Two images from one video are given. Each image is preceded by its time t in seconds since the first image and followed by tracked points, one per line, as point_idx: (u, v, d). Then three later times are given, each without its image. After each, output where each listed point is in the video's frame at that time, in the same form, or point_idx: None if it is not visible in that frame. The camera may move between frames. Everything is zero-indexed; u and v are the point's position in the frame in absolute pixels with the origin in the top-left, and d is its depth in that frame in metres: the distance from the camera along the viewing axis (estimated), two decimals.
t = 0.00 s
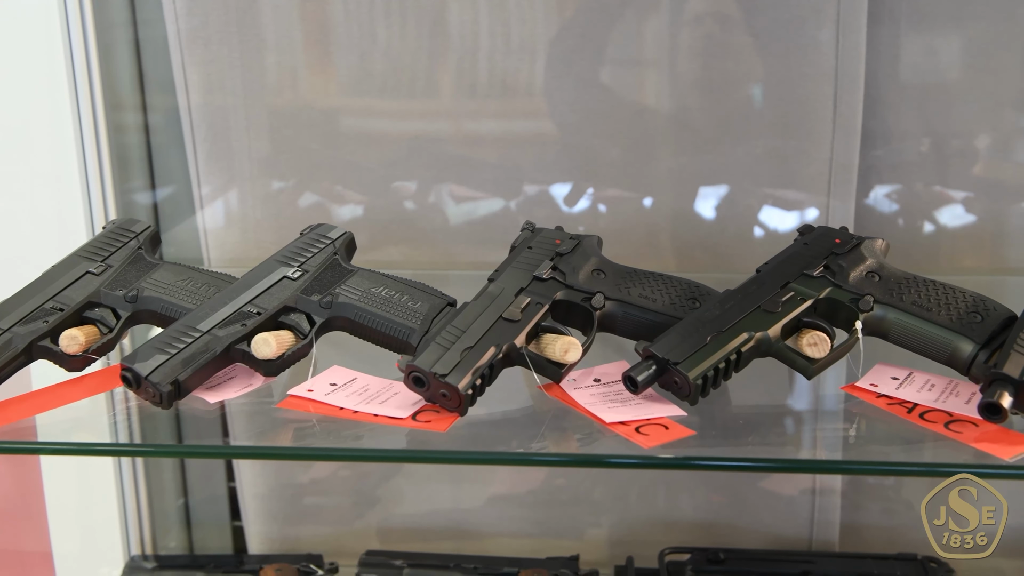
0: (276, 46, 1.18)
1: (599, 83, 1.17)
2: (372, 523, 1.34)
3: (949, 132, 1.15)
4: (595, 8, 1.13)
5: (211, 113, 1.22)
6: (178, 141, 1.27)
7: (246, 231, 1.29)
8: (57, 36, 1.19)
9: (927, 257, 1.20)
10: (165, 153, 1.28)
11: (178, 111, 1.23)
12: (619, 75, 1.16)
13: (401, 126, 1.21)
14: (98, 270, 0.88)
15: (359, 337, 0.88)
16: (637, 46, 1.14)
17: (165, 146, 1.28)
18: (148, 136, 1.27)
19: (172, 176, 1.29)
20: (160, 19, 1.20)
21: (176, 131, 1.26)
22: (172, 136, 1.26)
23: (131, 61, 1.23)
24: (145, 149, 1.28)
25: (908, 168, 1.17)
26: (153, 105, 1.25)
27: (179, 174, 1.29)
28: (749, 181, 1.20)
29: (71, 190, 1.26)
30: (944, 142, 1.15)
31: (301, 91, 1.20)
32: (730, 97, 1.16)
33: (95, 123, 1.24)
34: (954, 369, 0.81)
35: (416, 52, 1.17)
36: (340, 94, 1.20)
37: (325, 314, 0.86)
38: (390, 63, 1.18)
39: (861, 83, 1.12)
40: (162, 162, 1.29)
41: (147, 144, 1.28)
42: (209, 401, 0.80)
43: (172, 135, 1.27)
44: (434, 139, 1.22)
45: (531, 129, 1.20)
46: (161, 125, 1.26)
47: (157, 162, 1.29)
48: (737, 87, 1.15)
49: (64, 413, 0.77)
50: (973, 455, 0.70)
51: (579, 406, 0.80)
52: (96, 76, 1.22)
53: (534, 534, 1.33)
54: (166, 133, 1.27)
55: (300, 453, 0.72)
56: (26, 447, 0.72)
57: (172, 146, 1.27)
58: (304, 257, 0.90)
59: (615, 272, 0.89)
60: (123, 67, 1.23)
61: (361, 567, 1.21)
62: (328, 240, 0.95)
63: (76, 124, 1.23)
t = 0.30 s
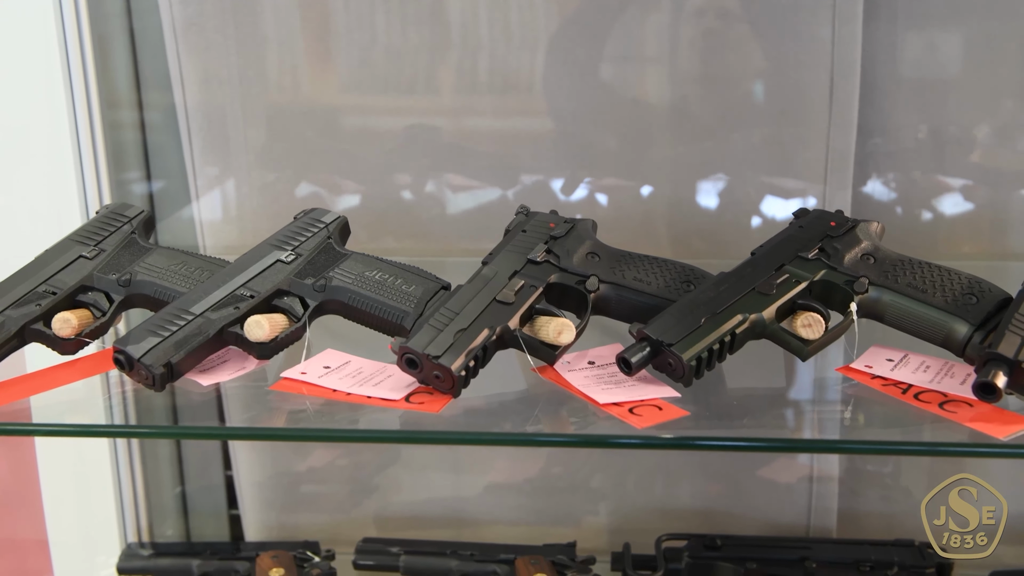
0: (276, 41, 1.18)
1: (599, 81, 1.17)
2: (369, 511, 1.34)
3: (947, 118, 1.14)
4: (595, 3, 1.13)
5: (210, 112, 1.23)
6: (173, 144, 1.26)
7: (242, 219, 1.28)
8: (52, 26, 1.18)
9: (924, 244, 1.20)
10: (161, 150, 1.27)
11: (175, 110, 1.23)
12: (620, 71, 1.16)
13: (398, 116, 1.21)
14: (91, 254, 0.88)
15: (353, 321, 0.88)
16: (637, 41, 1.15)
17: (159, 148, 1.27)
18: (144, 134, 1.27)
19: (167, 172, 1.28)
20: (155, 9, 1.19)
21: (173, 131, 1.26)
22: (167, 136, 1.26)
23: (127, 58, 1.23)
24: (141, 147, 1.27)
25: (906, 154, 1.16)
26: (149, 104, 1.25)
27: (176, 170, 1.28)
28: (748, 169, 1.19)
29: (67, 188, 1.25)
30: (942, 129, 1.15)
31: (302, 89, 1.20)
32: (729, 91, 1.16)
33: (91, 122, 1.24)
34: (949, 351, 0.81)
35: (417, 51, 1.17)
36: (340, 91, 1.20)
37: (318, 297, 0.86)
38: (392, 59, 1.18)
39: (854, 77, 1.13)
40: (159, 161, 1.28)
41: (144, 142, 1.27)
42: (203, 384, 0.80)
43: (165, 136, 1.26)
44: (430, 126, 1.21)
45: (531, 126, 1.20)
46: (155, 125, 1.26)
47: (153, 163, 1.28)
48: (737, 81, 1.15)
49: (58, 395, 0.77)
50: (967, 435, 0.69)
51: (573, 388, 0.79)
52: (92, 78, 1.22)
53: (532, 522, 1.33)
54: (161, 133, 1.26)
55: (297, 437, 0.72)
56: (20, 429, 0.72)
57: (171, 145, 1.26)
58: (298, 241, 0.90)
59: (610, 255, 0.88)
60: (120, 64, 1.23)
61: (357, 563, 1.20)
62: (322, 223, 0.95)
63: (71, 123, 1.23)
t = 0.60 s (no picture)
0: (279, 39, 1.17)
1: (598, 76, 1.16)
2: (364, 497, 1.34)
3: (946, 103, 1.13)
4: None
5: (206, 108, 1.22)
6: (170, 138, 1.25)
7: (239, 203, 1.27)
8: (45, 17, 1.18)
9: (921, 229, 1.18)
10: (158, 144, 1.27)
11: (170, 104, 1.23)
12: (619, 67, 1.15)
13: (392, 101, 1.20)
14: (83, 235, 0.87)
15: (346, 301, 0.88)
16: (637, 42, 1.14)
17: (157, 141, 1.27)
18: (140, 129, 1.26)
19: (162, 163, 1.28)
20: None
21: (170, 127, 1.25)
22: (166, 132, 1.25)
23: (122, 50, 1.22)
24: (138, 141, 1.27)
25: (903, 140, 1.15)
26: (145, 98, 1.24)
27: (171, 160, 1.28)
28: (747, 154, 1.17)
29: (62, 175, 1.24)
30: (940, 113, 1.13)
31: (302, 83, 1.19)
32: (730, 84, 1.14)
33: (86, 118, 1.23)
34: (944, 330, 0.81)
35: (417, 46, 1.16)
36: (341, 87, 1.19)
37: (311, 277, 0.85)
38: (392, 56, 1.17)
39: (851, 71, 1.11)
40: (155, 149, 1.28)
41: (141, 137, 1.27)
42: (194, 362, 0.80)
43: (163, 129, 1.26)
44: (424, 109, 1.19)
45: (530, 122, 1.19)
46: (151, 119, 1.25)
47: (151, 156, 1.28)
48: (738, 75, 1.14)
49: (51, 374, 0.77)
50: (961, 412, 0.69)
51: (566, 366, 0.79)
52: (86, 66, 1.21)
53: (528, 507, 1.33)
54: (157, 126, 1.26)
55: (292, 415, 0.72)
56: (13, 408, 0.71)
57: (168, 139, 1.26)
58: (290, 222, 0.90)
59: (603, 236, 0.88)
60: (116, 59, 1.22)
61: (352, 547, 1.20)
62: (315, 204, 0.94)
63: (66, 109, 1.22)
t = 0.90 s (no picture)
0: (278, 31, 1.17)
1: (597, 68, 1.15)
2: (359, 481, 1.33)
3: (942, 85, 1.12)
4: None
5: (201, 101, 1.21)
6: (165, 128, 1.25)
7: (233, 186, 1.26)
8: None
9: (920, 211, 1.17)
10: (152, 130, 1.26)
11: (165, 97, 1.22)
12: (616, 59, 1.14)
13: (385, 85, 1.18)
14: (73, 212, 0.87)
15: (338, 279, 0.88)
16: (637, 35, 1.13)
17: (152, 135, 1.27)
18: (135, 122, 1.26)
19: (156, 146, 1.27)
20: None
21: (167, 118, 1.24)
22: (164, 124, 1.24)
23: (117, 42, 1.22)
24: (130, 122, 1.25)
25: (899, 122, 1.14)
26: (140, 91, 1.24)
27: (165, 146, 1.26)
28: (745, 138, 1.16)
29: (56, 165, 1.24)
30: (936, 95, 1.12)
31: (302, 77, 1.19)
32: (730, 76, 1.13)
33: (79, 101, 1.22)
34: (938, 308, 0.81)
35: (417, 39, 1.16)
36: (340, 81, 1.19)
37: (302, 255, 0.85)
38: (391, 49, 1.16)
39: (845, 67, 1.11)
40: (148, 132, 1.26)
41: (135, 129, 1.26)
42: (183, 339, 0.79)
43: (160, 122, 1.25)
44: (416, 91, 1.18)
45: (528, 115, 1.18)
46: (145, 112, 1.25)
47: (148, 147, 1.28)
48: (737, 67, 1.13)
49: (42, 350, 0.76)
50: (953, 386, 0.69)
51: (557, 343, 0.79)
52: (79, 55, 1.20)
53: (521, 491, 1.33)
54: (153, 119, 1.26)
55: (283, 389, 0.72)
56: (5, 382, 0.71)
57: (162, 120, 1.25)
58: (282, 199, 0.90)
59: (596, 214, 0.88)
60: (110, 45, 1.21)
61: (344, 530, 1.20)
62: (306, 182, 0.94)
63: (58, 94, 1.22)
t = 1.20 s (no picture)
0: (278, 20, 1.14)
1: (598, 57, 1.13)
2: (353, 463, 1.33)
3: (938, 67, 1.10)
4: None
5: (195, 91, 1.19)
6: (160, 117, 1.23)
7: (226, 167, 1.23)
8: None
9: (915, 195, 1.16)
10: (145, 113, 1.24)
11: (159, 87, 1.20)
12: (617, 48, 1.12)
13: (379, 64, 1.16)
14: (61, 187, 0.87)
15: (329, 254, 0.87)
16: (637, 24, 1.11)
17: (149, 125, 1.25)
18: (127, 111, 1.24)
19: (149, 128, 1.25)
20: None
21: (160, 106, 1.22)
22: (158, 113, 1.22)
23: (109, 27, 1.19)
24: (122, 105, 1.24)
25: (896, 104, 1.12)
26: (133, 79, 1.22)
27: (158, 129, 1.25)
28: (744, 120, 1.14)
29: (47, 151, 1.23)
30: (932, 76, 1.11)
31: (302, 67, 1.16)
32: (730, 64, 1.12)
33: (70, 85, 1.20)
34: (931, 283, 0.80)
35: (417, 28, 1.14)
36: (338, 70, 1.16)
37: (292, 231, 0.85)
38: (391, 37, 1.14)
39: (841, 58, 1.09)
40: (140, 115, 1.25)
41: (128, 117, 1.25)
42: (172, 314, 0.79)
43: (155, 109, 1.23)
44: (410, 71, 1.16)
45: (525, 103, 1.16)
46: (138, 100, 1.23)
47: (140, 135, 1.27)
48: (736, 55, 1.11)
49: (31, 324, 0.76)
50: (945, 360, 0.68)
51: (548, 318, 0.78)
52: (70, 41, 1.18)
53: (516, 473, 1.32)
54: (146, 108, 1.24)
55: (273, 362, 0.72)
56: None
57: (154, 104, 1.23)
58: (272, 174, 0.89)
59: (589, 189, 0.87)
60: (103, 32, 1.19)
61: (339, 510, 1.19)
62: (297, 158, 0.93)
63: (49, 76, 1.19)
